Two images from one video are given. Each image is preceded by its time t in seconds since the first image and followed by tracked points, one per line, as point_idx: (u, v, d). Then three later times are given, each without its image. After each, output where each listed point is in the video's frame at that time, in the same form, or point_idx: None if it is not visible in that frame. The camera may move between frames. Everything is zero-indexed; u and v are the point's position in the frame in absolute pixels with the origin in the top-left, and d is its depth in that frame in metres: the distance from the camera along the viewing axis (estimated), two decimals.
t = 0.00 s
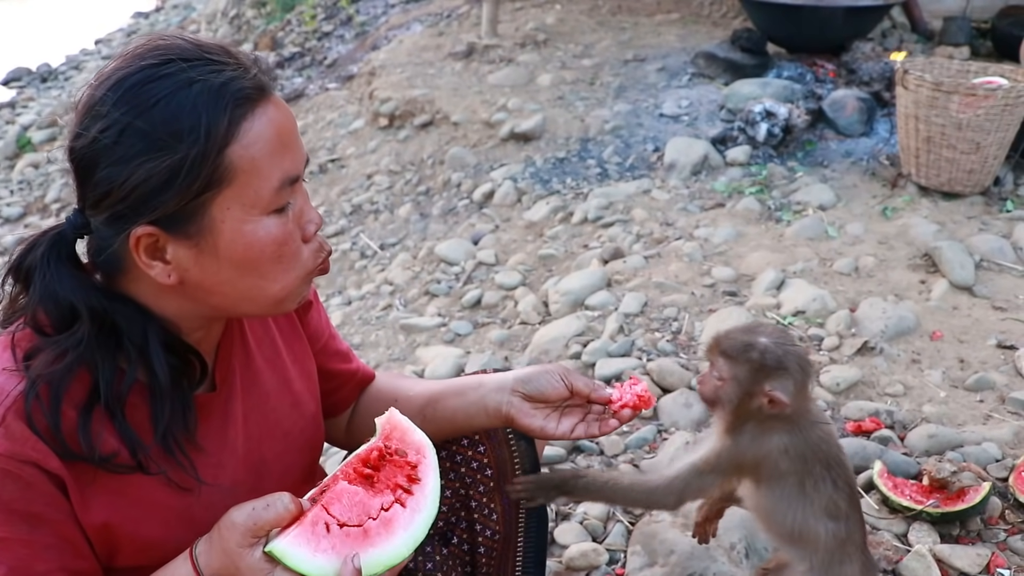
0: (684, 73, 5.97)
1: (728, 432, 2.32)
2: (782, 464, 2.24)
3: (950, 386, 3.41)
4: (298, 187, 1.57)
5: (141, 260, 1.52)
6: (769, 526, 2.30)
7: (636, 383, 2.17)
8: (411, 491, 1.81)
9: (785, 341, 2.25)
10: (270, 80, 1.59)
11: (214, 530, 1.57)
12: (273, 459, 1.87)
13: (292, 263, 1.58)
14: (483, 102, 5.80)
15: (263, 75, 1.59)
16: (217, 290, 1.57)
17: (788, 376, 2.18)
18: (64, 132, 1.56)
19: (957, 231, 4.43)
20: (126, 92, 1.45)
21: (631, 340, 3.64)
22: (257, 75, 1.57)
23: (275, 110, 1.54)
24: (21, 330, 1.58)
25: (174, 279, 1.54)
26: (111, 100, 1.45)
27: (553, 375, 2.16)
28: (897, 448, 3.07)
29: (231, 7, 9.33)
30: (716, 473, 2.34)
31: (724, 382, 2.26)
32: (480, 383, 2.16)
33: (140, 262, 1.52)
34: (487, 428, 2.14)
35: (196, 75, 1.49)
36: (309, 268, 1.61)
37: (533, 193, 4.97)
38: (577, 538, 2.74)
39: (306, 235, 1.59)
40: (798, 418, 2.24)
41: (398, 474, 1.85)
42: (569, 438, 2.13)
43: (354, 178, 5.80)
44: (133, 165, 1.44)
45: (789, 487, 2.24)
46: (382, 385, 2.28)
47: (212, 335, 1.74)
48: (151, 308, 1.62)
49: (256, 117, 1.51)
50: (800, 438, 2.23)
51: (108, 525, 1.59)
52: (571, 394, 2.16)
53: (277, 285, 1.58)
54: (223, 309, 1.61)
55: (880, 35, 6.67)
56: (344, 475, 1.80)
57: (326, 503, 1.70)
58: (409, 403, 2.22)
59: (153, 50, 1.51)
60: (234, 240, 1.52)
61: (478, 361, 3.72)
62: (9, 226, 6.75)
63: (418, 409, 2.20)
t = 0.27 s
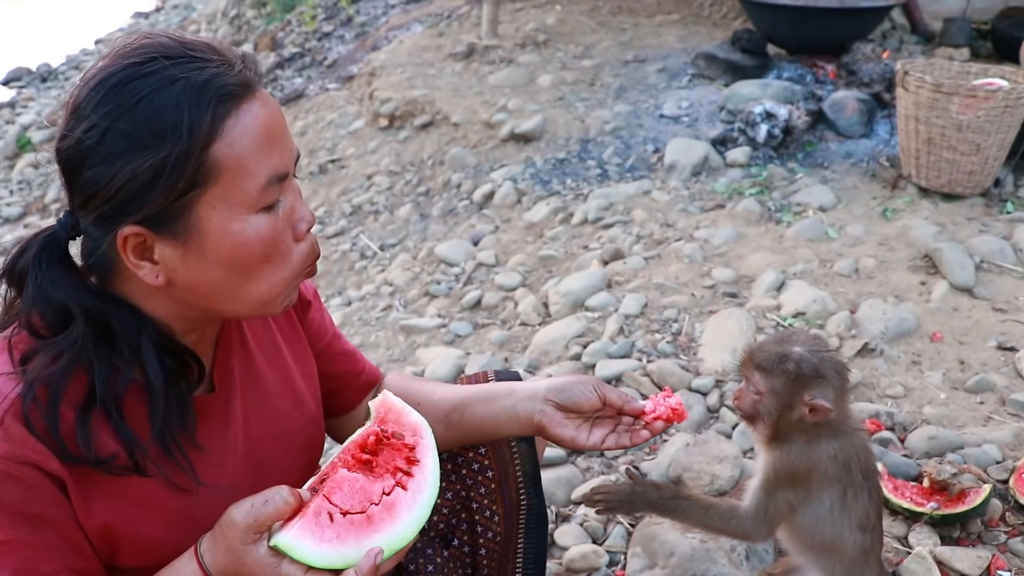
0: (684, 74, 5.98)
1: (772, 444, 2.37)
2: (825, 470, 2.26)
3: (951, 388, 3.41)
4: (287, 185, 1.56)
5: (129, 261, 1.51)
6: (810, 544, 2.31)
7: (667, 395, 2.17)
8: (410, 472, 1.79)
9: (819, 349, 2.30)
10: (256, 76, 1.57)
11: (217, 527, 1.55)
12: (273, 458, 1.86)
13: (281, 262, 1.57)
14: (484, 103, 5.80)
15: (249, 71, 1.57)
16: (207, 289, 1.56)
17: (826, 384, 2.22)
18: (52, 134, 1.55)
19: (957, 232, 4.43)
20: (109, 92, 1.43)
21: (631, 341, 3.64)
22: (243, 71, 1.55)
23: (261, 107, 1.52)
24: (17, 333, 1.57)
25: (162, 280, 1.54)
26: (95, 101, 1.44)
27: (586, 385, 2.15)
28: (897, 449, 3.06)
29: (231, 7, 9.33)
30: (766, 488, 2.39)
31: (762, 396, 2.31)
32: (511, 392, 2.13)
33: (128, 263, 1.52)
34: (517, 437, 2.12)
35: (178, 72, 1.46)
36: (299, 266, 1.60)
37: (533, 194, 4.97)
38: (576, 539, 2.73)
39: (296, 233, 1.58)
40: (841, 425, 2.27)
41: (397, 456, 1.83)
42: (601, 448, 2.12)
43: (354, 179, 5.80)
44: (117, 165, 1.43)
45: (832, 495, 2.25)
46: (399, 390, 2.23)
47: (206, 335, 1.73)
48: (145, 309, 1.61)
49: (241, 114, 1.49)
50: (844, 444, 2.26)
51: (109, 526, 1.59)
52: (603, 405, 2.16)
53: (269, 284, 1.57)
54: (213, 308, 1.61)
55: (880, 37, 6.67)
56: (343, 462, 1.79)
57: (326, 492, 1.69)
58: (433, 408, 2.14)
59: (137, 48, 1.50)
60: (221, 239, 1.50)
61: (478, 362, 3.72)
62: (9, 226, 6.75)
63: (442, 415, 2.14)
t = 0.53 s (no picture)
0: (684, 75, 5.98)
1: (773, 465, 2.34)
2: (834, 477, 2.22)
3: (951, 389, 3.41)
4: (286, 189, 1.55)
5: (128, 267, 1.51)
6: (835, 563, 2.21)
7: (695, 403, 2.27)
8: (407, 466, 1.79)
9: (802, 363, 2.36)
10: (252, 79, 1.56)
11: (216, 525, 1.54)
12: (273, 461, 1.86)
13: (281, 267, 1.56)
14: (483, 104, 5.79)
15: (246, 75, 1.57)
16: (206, 294, 1.56)
17: (804, 396, 2.26)
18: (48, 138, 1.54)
19: (957, 233, 4.43)
20: (104, 98, 1.43)
21: (631, 342, 3.63)
22: (239, 75, 1.54)
23: (258, 111, 1.52)
24: (15, 335, 1.57)
25: (162, 285, 1.54)
26: (90, 107, 1.43)
27: (612, 392, 2.13)
28: (898, 451, 3.06)
29: (231, 7, 9.33)
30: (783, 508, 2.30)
31: (738, 400, 2.32)
32: (536, 398, 2.12)
33: (127, 269, 1.51)
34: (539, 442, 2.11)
35: (174, 77, 1.46)
36: (299, 271, 1.59)
37: (532, 194, 4.96)
38: (577, 541, 2.73)
39: (296, 237, 1.57)
40: (831, 429, 2.28)
41: (393, 450, 1.83)
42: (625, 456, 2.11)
43: (353, 179, 5.80)
44: (114, 172, 1.42)
45: (841, 499, 2.21)
46: (416, 393, 2.19)
47: (204, 339, 1.73)
48: (143, 312, 1.61)
49: (238, 120, 1.49)
50: (842, 446, 2.26)
51: (107, 529, 1.58)
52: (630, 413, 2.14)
53: (269, 289, 1.56)
54: (211, 313, 1.60)
55: (880, 38, 6.67)
56: (339, 457, 1.79)
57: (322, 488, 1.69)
58: (455, 413, 2.12)
59: (133, 53, 1.49)
60: (219, 245, 1.50)
61: (477, 363, 3.71)
62: (8, 226, 6.75)
63: (464, 419, 2.12)
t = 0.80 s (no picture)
0: (684, 76, 5.97)
1: (774, 479, 2.34)
2: (837, 486, 2.23)
3: (952, 391, 3.41)
4: (290, 194, 1.56)
5: (130, 271, 1.51)
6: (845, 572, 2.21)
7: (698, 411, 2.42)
8: (406, 468, 1.78)
9: (796, 380, 2.37)
10: (256, 83, 1.56)
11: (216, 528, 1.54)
12: (277, 464, 1.85)
13: (284, 272, 1.56)
14: (484, 104, 5.79)
15: (252, 78, 1.56)
16: (207, 299, 1.56)
17: (797, 414, 2.26)
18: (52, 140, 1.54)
19: (958, 234, 4.43)
20: (109, 101, 1.43)
21: (632, 343, 3.63)
22: (245, 79, 1.54)
23: (263, 115, 1.51)
24: (17, 337, 1.57)
25: (163, 290, 1.54)
26: (95, 109, 1.43)
27: (621, 398, 2.10)
28: (899, 452, 3.06)
29: (232, 8, 9.33)
30: (789, 519, 2.29)
31: (732, 418, 2.34)
32: (543, 402, 2.10)
33: (129, 273, 1.51)
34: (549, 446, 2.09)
35: (178, 81, 1.46)
36: (302, 277, 1.60)
37: (533, 195, 4.96)
38: (578, 542, 2.73)
39: (300, 243, 1.58)
40: (831, 438, 2.29)
41: (392, 453, 1.83)
42: (632, 462, 2.08)
43: (354, 180, 5.80)
44: (117, 176, 1.42)
45: (847, 508, 2.21)
46: (421, 396, 2.15)
47: (206, 343, 1.73)
48: (145, 315, 1.61)
49: (243, 125, 1.49)
50: (843, 454, 2.26)
51: (108, 531, 1.58)
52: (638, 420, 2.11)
53: (271, 293, 1.56)
54: (213, 316, 1.60)
55: (880, 38, 6.67)
56: (337, 459, 1.79)
57: (320, 490, 1.69)
58: (461, 417, 2.10)
59: (138, 56, 1.49)
60: (223, 250, 1.50)
61: (477, 364, 3.71)
62: (9, 227, 6.75)
63: (471, 423, 2.09)
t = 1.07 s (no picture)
0: (686, 75, 5.97)
1: (794, 475, 2.35)
2: (854, 483, 2.23)
3: (954, 390, 3.40)
4: (294, 215, 1.54)
5: (125, 273, 1.50)
6: (857, 568, 2.22)
7: (717, 401, 2.34)
8: (409, 459, 1.78)
9: (824, 377, 2.35)
10: (275, 102, 1.54)
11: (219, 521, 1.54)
12: (279, 462, 1.85)
13: (280, 289, 1.56)
14: (486, 104, 5.79)
15: (270, 95, 1.55)
16: (205, 309, 1.56)
17: (828, 412, 2.25)
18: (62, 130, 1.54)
19: (960, 234, 4.42)
20: (122, 106, 1.42)
21: (634, 343, 3.63)
22: (263, 96, 1.53)
23: (276, 135, 1.50)
24: (21, 330, 1.57)
25: (157, 293, 1.53)
26: (107, 112, 1.43)
27: (637, 389, 2.05)
28: (901, 451, 3.06)
29: (234, 8, 9.33)
30: (805, 512, 2.30)
31: (762, 414, 2.31)
32: (560, 394, 2.06)
33: (125, 274, 1.51)
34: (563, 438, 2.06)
35: (194, 95, 1.45)
36: (297, 294, 1.60)
37: (535, 195, 4.96)
38: (580, 542, 2.73)
39: (298, 261, 1.58)
40: (852, 438, 2.28)
41: (396, 444, 1.82)
42: (649, 454, 2.03)
43: (356, 179, 5.80)
44: (124, 184, 1.42)
45: (861, 506, 2.21)
46: (434, 392, 2.13)
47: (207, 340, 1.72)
48: (144, 314, 1.60)
49: (256, 145, 1.48)
50: (863, 453, 2.26)
51: (109, 526, 1.58)
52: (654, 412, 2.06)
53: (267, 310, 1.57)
54: (209, 323, 1.60)
55: (882, 38, 6.66)
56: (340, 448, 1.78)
57: (325, 478, 1.69)
58: (477, 410, 2.08)
59: (156, 61, 1.48)
60: (221, 266, 1.50)
61: (479, 363, 3.71)
62: (11, 226, 6.75)
63: (486, 417, 2.07)
